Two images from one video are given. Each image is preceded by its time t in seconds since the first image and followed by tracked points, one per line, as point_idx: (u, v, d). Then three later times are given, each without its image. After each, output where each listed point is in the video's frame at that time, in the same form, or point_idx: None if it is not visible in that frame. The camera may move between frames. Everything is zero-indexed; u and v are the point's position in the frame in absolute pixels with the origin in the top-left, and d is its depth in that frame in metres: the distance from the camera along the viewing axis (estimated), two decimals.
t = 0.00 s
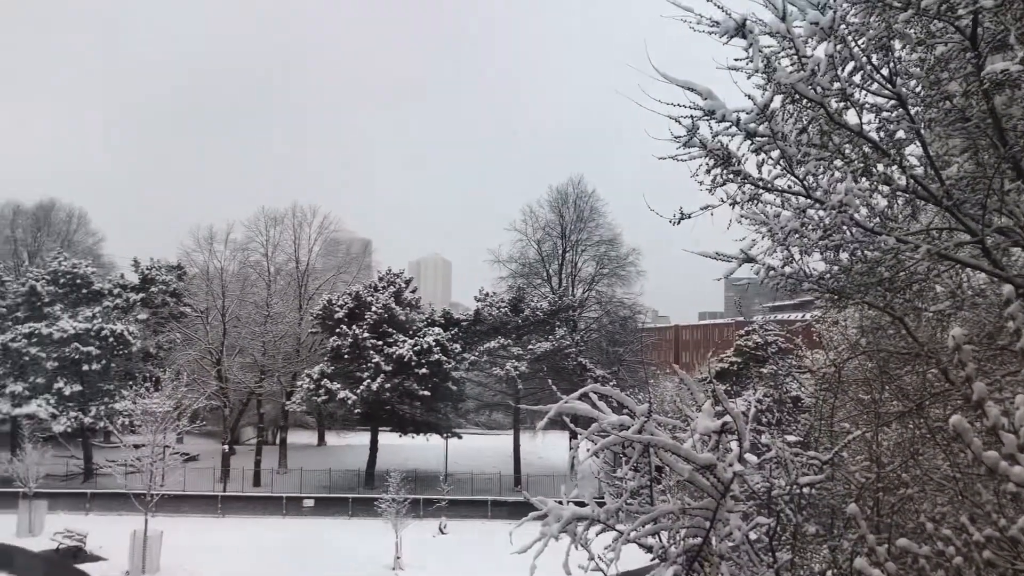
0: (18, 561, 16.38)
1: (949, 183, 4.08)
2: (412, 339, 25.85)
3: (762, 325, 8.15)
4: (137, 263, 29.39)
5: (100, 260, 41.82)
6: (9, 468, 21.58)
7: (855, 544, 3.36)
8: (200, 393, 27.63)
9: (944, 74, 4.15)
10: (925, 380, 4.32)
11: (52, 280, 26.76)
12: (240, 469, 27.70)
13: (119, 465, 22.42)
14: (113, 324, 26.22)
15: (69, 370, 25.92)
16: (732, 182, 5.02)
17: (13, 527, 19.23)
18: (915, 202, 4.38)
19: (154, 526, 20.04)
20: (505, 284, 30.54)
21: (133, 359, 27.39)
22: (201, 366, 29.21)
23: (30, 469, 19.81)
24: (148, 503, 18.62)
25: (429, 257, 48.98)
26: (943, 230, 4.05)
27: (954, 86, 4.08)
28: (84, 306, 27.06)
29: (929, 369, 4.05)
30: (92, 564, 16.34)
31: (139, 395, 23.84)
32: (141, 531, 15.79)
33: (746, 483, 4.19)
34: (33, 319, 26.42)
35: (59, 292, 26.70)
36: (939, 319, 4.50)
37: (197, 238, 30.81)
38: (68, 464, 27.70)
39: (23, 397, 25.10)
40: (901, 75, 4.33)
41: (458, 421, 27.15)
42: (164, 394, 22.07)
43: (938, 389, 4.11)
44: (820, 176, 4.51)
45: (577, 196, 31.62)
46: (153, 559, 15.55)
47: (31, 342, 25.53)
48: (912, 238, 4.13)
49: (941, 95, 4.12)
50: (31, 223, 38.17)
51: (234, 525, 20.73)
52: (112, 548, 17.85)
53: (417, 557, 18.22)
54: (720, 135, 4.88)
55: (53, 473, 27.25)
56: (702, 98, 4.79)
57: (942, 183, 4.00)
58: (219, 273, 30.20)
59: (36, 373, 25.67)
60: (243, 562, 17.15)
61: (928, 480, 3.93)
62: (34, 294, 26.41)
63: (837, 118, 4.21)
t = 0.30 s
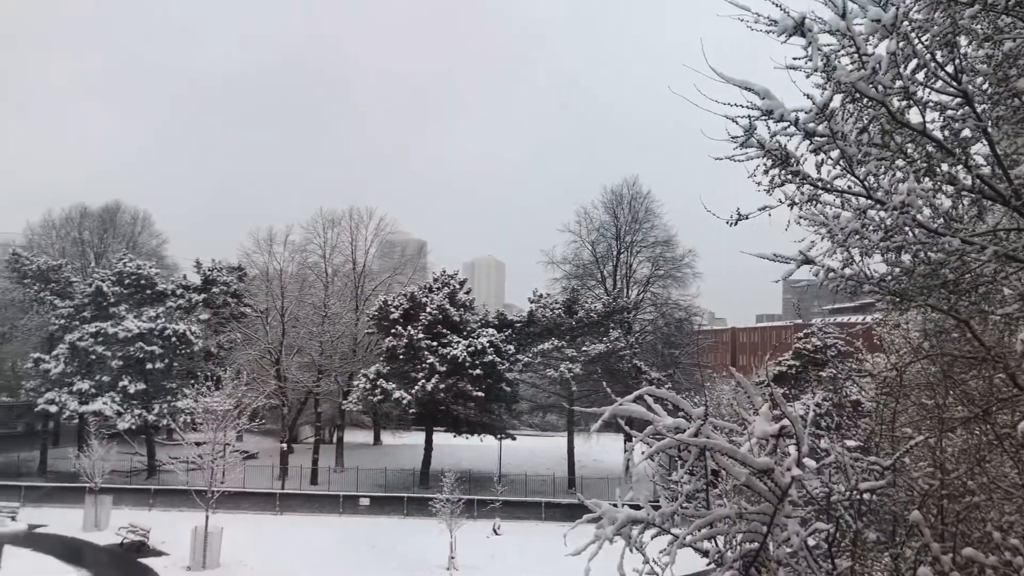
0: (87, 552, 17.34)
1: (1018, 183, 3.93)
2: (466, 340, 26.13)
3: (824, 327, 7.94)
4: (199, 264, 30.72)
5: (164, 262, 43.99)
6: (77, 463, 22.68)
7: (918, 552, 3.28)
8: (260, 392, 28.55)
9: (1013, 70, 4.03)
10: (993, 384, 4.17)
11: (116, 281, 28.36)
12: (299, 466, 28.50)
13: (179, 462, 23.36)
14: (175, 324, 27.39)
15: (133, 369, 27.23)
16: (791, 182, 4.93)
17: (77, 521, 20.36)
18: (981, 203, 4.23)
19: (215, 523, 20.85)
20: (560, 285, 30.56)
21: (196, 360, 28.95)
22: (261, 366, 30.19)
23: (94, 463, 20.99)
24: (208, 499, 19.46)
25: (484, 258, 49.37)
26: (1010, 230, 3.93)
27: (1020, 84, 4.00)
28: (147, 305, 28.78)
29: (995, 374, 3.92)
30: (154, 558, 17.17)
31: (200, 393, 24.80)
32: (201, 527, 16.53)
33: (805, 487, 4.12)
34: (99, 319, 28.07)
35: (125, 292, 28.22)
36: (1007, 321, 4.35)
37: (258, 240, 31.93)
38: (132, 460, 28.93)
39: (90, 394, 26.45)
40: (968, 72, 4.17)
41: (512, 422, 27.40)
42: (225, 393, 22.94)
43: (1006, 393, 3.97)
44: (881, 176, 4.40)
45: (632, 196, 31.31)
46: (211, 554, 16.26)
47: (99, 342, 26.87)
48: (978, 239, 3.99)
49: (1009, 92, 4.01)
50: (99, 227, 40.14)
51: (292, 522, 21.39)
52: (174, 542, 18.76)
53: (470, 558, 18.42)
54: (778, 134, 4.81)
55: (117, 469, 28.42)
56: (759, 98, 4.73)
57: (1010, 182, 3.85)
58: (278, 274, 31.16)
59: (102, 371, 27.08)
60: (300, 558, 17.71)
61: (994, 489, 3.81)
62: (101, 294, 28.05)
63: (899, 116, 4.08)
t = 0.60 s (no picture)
0: (151, 547, 18.21)
1: None
2: (522, 341, 26.20)
3: (888, 330, 7.70)
4: (261, 266, 31.74)
5: (227, 265, 45.66)
6: (144, 460, 23.76)
7: (990, 563, 3.18)
8: (320, 392, 29.34)
9: None
10: None
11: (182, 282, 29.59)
12: (358, 465, 29.17)
13: (240, 460, 24.21)
14: (238, 324, 28.41)
15: (197, 369, 28.29)
16: (853, 182, 4.82)
17: (142, 517, 21.37)
18: None
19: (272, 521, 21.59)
20: (616, 287, 30.30)
21: (256, 360, 29.72)
22: (321, 365, 31.05)
23: (161, 461, 21.75)
24: (268, 496, 20.13)
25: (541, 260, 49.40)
26: None
27: None
28: (209, 306, 29.63)
29: None
30: (217, 554, 17.91)
31: (263, 392, 25.68)
32: (262, 527, 17.14)
33: (868, 494, 4.04)
34: (165, 319, 29.25)
35: (190, 293, 29.32)
36: None
37: (319, 242, 32.86)
38: (195, 457, 30.08)
39: (155, 393, 27.51)
40: None
41: (567, 423, 27.36)
42: (286, 392, 23.70)
43: None
44: (949, 176, 4.27)
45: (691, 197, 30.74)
46: (271, 552, 16.86)
47: (164, 341, 28.10)
48: None
49: None
50: (164, 229, 42.01)
51: (350, 521, 21.91)
52: (236, 539, 19.55)
53: (526, 560, 18.49)
54: (840, 134, 4.71)
55: (181, 466, 29.53)
56: (821, 97, 4.64)
57: None
58: (338, 276, 31.97)
59: (167, 369, 28.18)
60: (358, 557, 18.15)
61: None
62: (166, 295, 29.18)
63: (968, 114, 3.96)
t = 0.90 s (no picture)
0: (212, 539, 19.03)
1: None
2: (575, 339, 26.15)
3: (954, 330, 7.46)
4: (318, 264, 32.66)
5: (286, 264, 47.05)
6: (206, 454, 24.80)
7: None
8: (375, 388, 30.01)
9: None
10: None
11: (241, 281, 30.71)
12: (412, 461, 29.73)
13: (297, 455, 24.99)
14: (295, 322, 29.30)
15: (255, 365, 29.28)
16: (916, 178, 4.71)
17: (202, 510, 22.31)
18: None
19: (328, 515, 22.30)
20: (671, 285, 29.91)
21: (313, 356, 30.55)
22: (377, 362, 31.74)
23: (222, 456, 22.90)
24: (325, 491, 20.70)
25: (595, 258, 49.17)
26: None
27: None
28: (268, 303, 30.44)
29: None
30: (275, 547, 18.58)
31: (320, 389, 26.52)
32: (318, 522, 17.68)
33: (931, 498, 3.96)
34: (225, 317, 30.38)
35: (249, 290, 30.36)
36: None
37: (374, 241, 33.59)
38: (254, 452, 31.15)
39: (215, 387, 28.57)
40: None
41: (621, 422, 27.20)
42: (341, 389, 24.37)
43: None
44: (1018, 171, 4.14)
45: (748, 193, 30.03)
46: (327, 546, 17.39)
47: (225, 337, 29.13)
48: None
49: None
50: (224, 228, 43.66)
51: (403, 516, 22.37)
52: (292, 532, 20.25)
53: (580, 558, 18.50)
54: (903, 129, 4.61)
55: (240, 460, 30.62)
56: (882, 91, 4.55)
57: None
58: (392, 274, 32.62)
59: (228, 365, 29.30)
60: (411, 552, 18.53)
61: None
62: (225, 293, 30.53)
63: None
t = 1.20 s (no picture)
0: (259, 527, 19.71)
1: None
2: (620, 334, 26.04)
3: (1008, 328, 7.29)
4: (365, 257, 33.34)
5: (333, 257, 48.12)
6: (254, 443, 25.62)
7: None
8: (420, 380, 30.53)
9: None
10: None
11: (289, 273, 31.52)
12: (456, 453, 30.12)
13: (343, 445, 25.60)
14: (342, 314, 29.97)
15: (302, 356, 30.04)
16: (972, 174, 4.62)
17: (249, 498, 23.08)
18: None
19: (374, 505, 22.78)
20: (717, 281, 29.49)
21: (359, 348, 31.23)
22: (421, 354, 32.27)
23: (269, 444, 23.58)
24: (370, 481, 21.15)
25: (641, 254, 48.75)
26: None
27: None
28: (317, 295, 31.31)
29: None
30: (319, 536, 19.13)
31: (367, 379, 27.14)
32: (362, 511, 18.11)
33: (984, 500, 3.90)
34: (273, 308, 31.23)
35: (297, 282, 31.17)
36: None
37: (420, 234, 34.07)
38: (300, 441, 32.02)
39: (264, 377, 29.40)
40: None
41: (665, 419, 27.02)
42: (386, 380, 24.87)
43: None
44: None
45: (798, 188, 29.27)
46: (371, 535, 17.82)
47: (274, 328, 29.99)
48: None
49: None
50: (274, 221, 44.86)
51: (445, 508, 22.71)
52: (338, 521, 20.80)
53: (622, 553, 18.49)
54: (959, 124, 4.52)
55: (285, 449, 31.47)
56: (938, 86, 4.47)
57: None
58: (437, 267, 33.05)
59: (275, 355, 30.12)
60: (453, 544, 18.84)
61: None
62: (274, 284, 31.38)
63: None
